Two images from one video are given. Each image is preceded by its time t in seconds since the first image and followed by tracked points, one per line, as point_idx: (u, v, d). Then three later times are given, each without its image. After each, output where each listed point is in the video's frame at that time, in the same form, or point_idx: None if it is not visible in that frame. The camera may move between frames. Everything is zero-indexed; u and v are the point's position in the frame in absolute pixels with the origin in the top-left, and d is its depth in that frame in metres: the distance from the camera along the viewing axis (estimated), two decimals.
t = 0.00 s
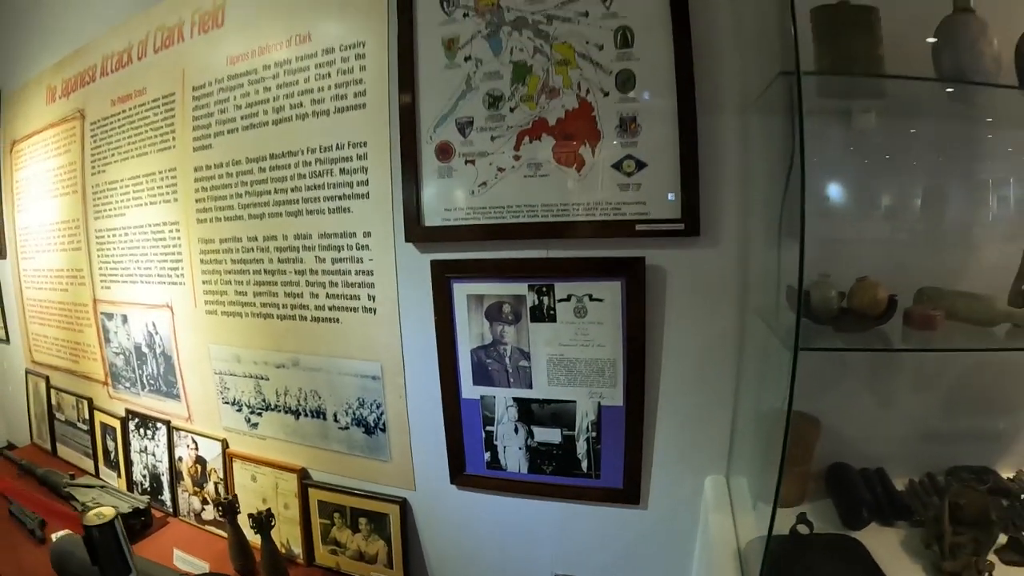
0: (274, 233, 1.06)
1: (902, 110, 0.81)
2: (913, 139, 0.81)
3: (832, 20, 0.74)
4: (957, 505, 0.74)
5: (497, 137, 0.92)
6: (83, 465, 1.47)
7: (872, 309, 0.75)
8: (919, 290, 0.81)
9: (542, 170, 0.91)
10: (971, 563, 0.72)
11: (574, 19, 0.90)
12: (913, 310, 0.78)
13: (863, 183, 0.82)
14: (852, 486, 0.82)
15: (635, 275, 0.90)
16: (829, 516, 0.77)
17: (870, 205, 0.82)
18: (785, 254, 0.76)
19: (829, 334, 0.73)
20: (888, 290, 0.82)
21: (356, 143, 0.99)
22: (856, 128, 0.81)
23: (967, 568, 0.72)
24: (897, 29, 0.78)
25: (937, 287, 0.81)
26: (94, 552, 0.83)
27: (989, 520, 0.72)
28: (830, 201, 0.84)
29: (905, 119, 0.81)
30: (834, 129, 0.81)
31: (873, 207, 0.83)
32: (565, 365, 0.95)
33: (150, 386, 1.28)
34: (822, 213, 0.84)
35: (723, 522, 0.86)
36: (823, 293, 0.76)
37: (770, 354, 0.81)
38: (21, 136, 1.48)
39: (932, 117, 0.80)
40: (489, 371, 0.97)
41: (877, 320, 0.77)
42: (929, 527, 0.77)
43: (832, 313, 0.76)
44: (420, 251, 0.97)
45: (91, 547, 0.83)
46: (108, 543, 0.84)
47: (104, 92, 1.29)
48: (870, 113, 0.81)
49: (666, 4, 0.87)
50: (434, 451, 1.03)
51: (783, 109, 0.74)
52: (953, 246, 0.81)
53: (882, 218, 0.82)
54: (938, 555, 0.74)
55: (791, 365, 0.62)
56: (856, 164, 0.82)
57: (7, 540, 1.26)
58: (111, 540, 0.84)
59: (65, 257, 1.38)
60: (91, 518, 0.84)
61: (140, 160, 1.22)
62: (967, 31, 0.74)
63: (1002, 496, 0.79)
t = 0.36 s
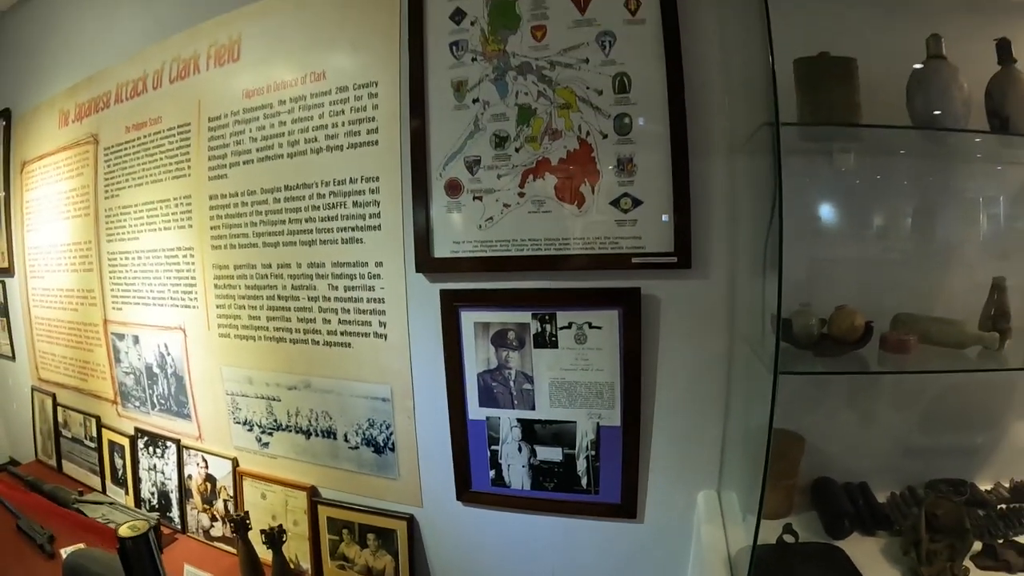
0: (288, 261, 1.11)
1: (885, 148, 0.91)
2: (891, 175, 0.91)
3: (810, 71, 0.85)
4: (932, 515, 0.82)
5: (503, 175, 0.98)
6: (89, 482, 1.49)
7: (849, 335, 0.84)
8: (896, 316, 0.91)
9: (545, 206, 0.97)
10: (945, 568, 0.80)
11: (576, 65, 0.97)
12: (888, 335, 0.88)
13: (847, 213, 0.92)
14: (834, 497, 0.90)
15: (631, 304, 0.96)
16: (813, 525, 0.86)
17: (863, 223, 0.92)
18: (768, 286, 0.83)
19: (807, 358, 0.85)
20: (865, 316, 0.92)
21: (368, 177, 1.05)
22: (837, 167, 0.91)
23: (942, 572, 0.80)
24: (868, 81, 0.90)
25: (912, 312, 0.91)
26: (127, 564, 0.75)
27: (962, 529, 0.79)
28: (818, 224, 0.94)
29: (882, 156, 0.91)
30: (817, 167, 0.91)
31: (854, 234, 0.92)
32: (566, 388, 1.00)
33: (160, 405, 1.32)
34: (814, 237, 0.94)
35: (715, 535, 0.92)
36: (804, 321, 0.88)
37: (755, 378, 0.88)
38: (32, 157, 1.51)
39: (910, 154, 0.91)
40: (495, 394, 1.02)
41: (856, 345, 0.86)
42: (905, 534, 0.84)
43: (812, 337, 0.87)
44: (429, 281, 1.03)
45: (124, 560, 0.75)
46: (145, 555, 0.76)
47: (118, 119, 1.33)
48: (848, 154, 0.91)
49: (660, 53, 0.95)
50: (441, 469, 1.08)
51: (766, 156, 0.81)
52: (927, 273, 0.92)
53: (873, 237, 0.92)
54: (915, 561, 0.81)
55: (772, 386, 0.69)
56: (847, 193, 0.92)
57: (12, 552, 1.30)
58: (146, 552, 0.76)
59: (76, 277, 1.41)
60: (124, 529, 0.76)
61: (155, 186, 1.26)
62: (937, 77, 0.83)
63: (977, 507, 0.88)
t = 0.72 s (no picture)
0: (310, 275, 1.14)
1: (886, 168, 0.96)
2: (891, 194, 0.96)
3: (818, 97, 0.89)
4: (932, 516, 0.87)
5: (522, 194, 1.02)
6: (100, 489, 1.50)
7: (851, 345, 0.89)
8: (895, 328, 0.96)
9: (563, 225, 1.01)
10: (944, 566, 0.85)
11: (592, 89, 1.01)
12: (888, 345, 0.93)
13: (851, 232, 0.97)
14: (837, 500, 0.95)
15: (646, 318, 1.00)
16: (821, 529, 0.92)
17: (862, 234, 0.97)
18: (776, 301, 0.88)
19: (811, 369, 0.90)
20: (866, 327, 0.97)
21: (390, 194, 1.08)
22: (839, 187, 0.97)
23: (941, 569, 0.85)
24: (870, 105, 0.96)
25: (910, 324, 0.97)
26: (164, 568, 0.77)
27: (960, 529, 0.85)
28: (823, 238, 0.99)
29: (882, 175, 0.97)
30: (822, 187, 0.97)
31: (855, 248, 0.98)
32: (582, 399, 1.04)
33: (176, 414, 1.33)
34: (815, 250, 0.99)
35: (726, 539, 0.96)
36: (809, 332, 0.93)
37: (762, 388, 0.93)
38: (45, 167, 1.52)
39: (909, 174, 0.97)
40: (513, 404, 1.06)
41: (858, 356, 0.92)
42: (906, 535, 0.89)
43: (817, 349, 0.92)
44: (450, 294, 1.06)
45: (160, 564, 0.76)
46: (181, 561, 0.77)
47: (137, 132, 1.35)
48: (851, 175, 0.96)
49: (673, 78, 0.99)
50: (459, 476, 1.11)
51: (774, 179, 0.86)
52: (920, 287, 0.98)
53: (871, 248, 0.97)
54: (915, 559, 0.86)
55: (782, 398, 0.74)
56: (846, 211, 0.97)
57: (29, 558, 1.32)
58: (182, 558, 0.77)
59: (91, 287, 1.43)
60: (163, 534, 0.78)
61: (175, 199, 1.28)
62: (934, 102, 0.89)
63: (973, 509, 0.94)
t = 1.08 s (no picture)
0: (334, 287, 1.18)
1: (886, 187, 1.03)
2: (891, 210, 1.04)
3: (822, 123, 0.96)
4: (931, 513, 0.98)
5: (543, 211, 1.07)
6: (119, 496, 1.52)
7: (856, 353, 0.96)
8: (894, 337, 1.03)
9: (582, 240, 1.07)
10: (942, 559, 0.94)
11: (609, 112, 1.06)
12: (888, 353, 1.00)
13: (854, 241, 1.05)
14: (842, 499, 1.03)
15: (660, 329, 1.06)
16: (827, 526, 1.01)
17: (864, 240, 1.04)
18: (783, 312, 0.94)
19: (818, 376, 0.96)
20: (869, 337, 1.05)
21: (414, 210, 1.12)
22: (843, 204, 1.05)
23: (939, 562, 0.94)
24: (871, 128, 1.03)
25: (908, 332, 1.04)
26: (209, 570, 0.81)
27: (955, 525, 0.96)
28: (824, 247, 1.07)
29: (881, 194, 1.04)
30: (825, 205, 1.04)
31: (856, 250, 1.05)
32: (600, 405, 1.09)
33: (198, 422, 1.36)
34: (816, 253, 1.07)
35: (737, 536, 1.02)
36: (814, 342, 1.00)
37: (770, 394, 0.99)
38: (70, 179, 1.57)
39: (909, 192, 1.03)
40: (533, 410, 1.10)
41: (861, 363, 0.99)
42: (907, 531, 0.99)
43: (822, 357, 1.00)
44: (472, 306, 1.11)
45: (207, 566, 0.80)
46: (223, 565, 0.80)
47: (158, 146, 1.38)
48: (853, 193, 1.04)
49: (686, 102, 1.05)
50: (480, 480, 1.16)
51: (782, 200, 0.92)
52: (917, 299, 1.05)
53: (874, 252, 1.05)
54: (915, 552, 0.96)
55: (790, 406, 0.81)
56: (849, 218, 1.04)
57: (48, 565, 1.36)
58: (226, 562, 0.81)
59: (110, 298, 1.46)
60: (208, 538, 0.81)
61: (197, 212, 1.31)
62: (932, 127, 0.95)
63: (971, 506, 1.02)
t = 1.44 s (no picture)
0: (346, 294, 1.21)
1: (879, 198, 1.09)
2: (886, 217, 1.09)
3: (815, 139, 1.02)
4: (922, 510, 1.05)
5: (550, 222, 1.12)
6: (130, 499, 1.55)
7: (847, 357, 1.03)
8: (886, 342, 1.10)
9: (587, 250, 1.11)
10: (932, 553, 1.02)
11: (613, 127, 1.11)
12: (879, 357, 1.06)
13: (856, 247, 1.10)
14: (838, 498, 1.11)
15: (661, 335, 1.10)
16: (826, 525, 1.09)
17: (863, 246, 1.10)
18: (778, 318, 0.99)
19: (812, 380, 1.02)
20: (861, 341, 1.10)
21: (425, 221, 1.16)
22: (838, 213, 1.10)
23: (929, 557, 1.02)
24: (864, 142, 1.08)
25: (900, 338, 1.10)
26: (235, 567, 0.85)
27: (946, 521, 1.03)
28: (824, 253, 1.11)
29: (874, 203, 1.09)
30: (818, 216, 1.09)
31: (858, 256, 1.10)
32: (604, 408, 1.13)
33: (210, 426, 1.39)
34: (816, 256, 1.11)
35: (737, 534, 1.06)
36: (809, 347, 1.06)
37: (767, 397, 1.04)
38: (84, 187, 1.61)
39: (899, 204, 1.09)
40: (540, 413, 1.14)
41: (853, 366, 1.05)
42: (898, 528, 1.07)
43: (816, 361, 1.05)
44: (481, 313, 1.15)
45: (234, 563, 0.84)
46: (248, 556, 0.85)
47: (172, 157, 1.42)
48: (847, 204, 1.10)
49: (687, 118, 1.10)
50: (489, 481, 1.20)
51: (777, 212, 0.97)
52: (911, 305, 1.10)
53: (873, 257, 1.10)
54: (906, 548, 1.04)
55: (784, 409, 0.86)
56: (848, 227, 1.10)
57: (64, 565, 1.40)
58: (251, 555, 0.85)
59: (123, 304, 1.50)
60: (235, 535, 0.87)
61: (210, 221, 1.35)
62: (921, 143, 1.02)
63: (962, 504, 1.07)
